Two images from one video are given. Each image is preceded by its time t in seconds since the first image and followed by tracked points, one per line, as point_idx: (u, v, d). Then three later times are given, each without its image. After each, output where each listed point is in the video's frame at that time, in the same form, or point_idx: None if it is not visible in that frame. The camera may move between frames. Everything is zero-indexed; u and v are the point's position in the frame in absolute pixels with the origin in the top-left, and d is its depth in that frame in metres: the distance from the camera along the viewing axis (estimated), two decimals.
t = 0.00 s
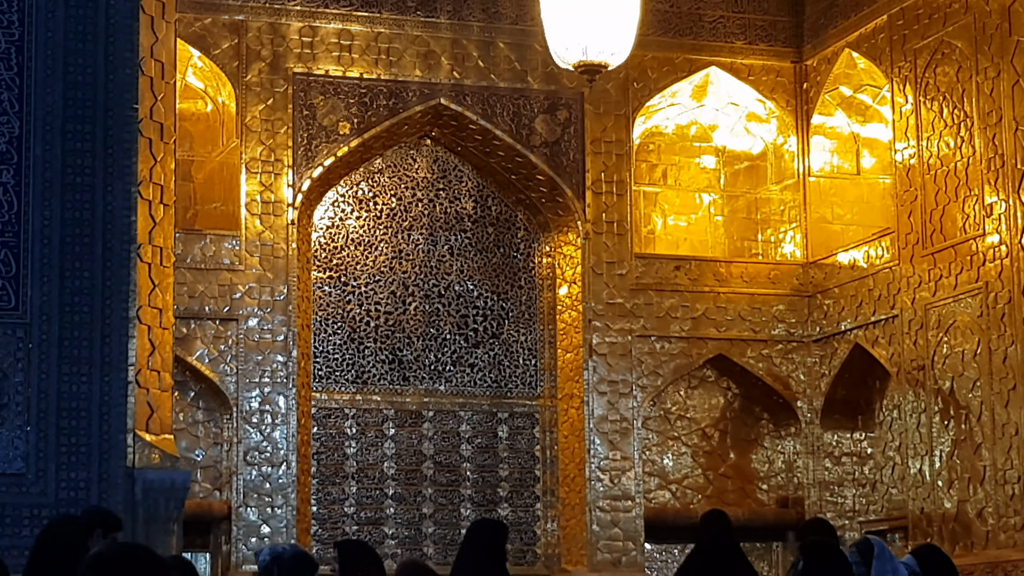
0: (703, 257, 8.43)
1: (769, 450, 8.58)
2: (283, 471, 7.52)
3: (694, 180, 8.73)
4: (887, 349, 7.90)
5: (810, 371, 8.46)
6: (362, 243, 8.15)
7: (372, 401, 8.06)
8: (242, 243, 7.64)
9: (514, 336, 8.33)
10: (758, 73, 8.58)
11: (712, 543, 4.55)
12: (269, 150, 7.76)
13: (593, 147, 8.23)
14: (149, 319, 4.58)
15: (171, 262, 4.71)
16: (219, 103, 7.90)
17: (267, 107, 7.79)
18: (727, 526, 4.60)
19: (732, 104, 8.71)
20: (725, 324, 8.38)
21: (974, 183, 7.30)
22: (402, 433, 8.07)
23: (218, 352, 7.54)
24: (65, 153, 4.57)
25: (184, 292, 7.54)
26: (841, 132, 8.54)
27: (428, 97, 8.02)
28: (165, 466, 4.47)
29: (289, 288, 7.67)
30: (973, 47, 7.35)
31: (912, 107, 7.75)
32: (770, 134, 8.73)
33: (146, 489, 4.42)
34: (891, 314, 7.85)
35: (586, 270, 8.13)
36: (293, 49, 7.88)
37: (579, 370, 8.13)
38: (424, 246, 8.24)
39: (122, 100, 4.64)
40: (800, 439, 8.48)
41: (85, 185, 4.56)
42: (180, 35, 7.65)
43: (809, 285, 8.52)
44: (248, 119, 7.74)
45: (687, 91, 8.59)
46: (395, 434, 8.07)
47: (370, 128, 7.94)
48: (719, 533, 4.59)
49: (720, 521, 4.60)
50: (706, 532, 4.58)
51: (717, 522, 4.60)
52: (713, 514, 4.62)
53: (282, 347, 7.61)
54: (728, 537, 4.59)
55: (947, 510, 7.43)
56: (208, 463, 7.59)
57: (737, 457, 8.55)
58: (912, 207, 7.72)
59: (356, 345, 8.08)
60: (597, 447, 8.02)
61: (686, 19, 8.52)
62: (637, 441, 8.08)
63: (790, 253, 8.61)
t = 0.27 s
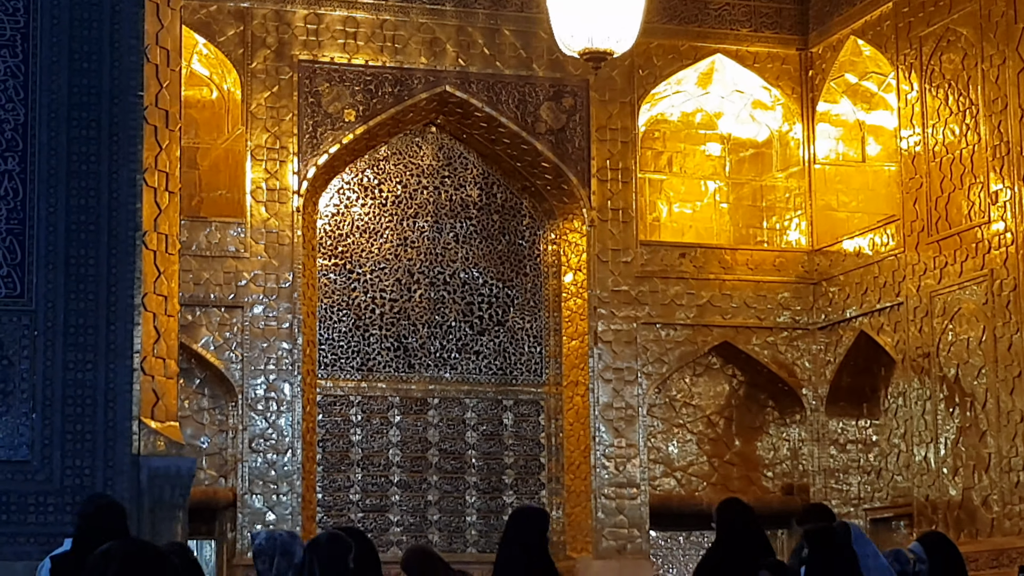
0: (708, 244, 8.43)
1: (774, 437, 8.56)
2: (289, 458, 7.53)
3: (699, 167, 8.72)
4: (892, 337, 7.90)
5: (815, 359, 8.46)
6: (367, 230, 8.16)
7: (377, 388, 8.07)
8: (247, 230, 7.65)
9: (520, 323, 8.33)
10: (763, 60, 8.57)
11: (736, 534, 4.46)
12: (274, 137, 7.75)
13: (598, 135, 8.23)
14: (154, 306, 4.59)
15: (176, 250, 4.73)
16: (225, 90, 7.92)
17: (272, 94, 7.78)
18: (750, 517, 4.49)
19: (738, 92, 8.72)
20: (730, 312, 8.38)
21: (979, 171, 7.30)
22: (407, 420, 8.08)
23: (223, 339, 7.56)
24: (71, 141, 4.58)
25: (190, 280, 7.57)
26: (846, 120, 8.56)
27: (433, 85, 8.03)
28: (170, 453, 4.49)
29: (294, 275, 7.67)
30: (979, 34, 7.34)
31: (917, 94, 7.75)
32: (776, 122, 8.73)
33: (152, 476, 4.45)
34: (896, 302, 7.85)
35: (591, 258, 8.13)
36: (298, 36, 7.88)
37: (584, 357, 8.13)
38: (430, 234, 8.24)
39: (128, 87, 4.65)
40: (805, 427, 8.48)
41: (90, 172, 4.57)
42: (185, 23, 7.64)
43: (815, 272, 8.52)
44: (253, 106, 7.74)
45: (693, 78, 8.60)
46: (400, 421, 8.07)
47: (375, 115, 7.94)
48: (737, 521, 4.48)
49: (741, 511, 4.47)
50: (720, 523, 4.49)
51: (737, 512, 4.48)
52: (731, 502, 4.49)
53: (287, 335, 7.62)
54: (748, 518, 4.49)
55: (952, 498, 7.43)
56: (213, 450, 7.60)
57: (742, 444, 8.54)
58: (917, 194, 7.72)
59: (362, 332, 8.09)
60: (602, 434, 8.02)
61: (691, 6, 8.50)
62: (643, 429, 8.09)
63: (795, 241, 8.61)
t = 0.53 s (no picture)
0: (710, 236, 8.43)
1: (776, 429, 8.57)
2: (291, 449, 7.54)
3: (701, 159, 8.68)
4: (894, 329, 7.90)
5: (817, 350, 8.46)
6: (369, 221, 8.16)
7: (380, 379, 8.07)
8: (250, 222, 7.65)
9: (522, 315, 8.33)
10: (766, 52, 8.59)
11: (752, 522, 4.40)
12: (276, 129, 7.76)
13: (601, 126, 8.24)
14: (157, 298, 4.64)
15: (178, 242, 4.75)
16: (227, 81, 7.90)
17: (275, 85, 7.79)
18: (764, 511, 4.42)
19: (740, 84, 8.70)
20: (733, 303, 8.38)
21: (982, 162, 7.31)
22: (410, 412, 8.08)
23: (226, 330, 7.56)
24: (73, 132, 4.65)
25: (192, 271, 7.57)
26: (848, 112, 8.53)
27: (435, 76, 8.03)
28: (172, 444, 4.55)
29: (297, 267, 7.67)
30: (982, 25, 7.35)
31: (920, 86, 7.75)
32: (778, 114, 8.73)
33: (154, 468, 4.50)
34: (898, 293, 7.85)
35: (593, 249, 8.14)
36: (300, 28, 7.89)
37: (586, 348, 8.13)
38: (432, 225, 8.24)
39: (131, 79, 4.73)
40: (807, 419, 8.48)
41: (93, 164, 4.65)
42: (188, 14, 7.64)
43: (817, 264, 8.51)
44: (256, 97, 7.74)
45: (695, 69, 8.57)
46: (402, 412, 8.07)
47: (378, 107, 7.94)
48: (749, 511, 4.43)
49: (754, 504, 4.41)
50: (734, 515, 4.42)
51: (751, 502, 4.42)
52: (743, 494, 4.44)
53: (290, 326, 7.62)
54: (762, 510, 4.42)
55: (954, 489, 7.44)
56: (216, 442, 7.60)
57: (744, 436, 8.54)
58: (919, 186, 7.72)
59: (364, 324, 8.09)
60: (604, 426, 8.03)
61: None
62: (645, 420, 8.10)
63: (797, 233, 8.60)
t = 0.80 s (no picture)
0: (711, 227, 8.43)
1: (778, 420, 8.56)
2: (292, 440, 7.55)
3: (702, 150, 8.68)
4: (896, 320, 7.90)
5: (819, 342, 8.45)
6: (371, 212, 8.16)
7: (381, 370, 8.07)
8: (252, 212, 7.65)
9: (523, 306, 8.32)
10: (768, 43, 8.58)
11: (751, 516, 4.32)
12: (278, 120, 7.76)
13: (602, 117, 8.24)
14: (158, 289, 4.80)
15: (179, 232, 4.94)
16: (229, 72, 7.89)
17: (277, 76, 7.79)
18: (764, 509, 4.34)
19: (742, 75, 8.69)
20: (734, 294, 8.38)
21: (983, 154, 7.31)
22: (411, 402, 8.08)
23: (227, 321, 7.56)
24: (74, 123, 4.82)
25: (194, 261, 7.56)
26: (850, 103, 8.58)
27: (438, 66, 8.02)
28: (173, 435, 4.69)
29: (298, 257, 7.68)
30: (984, 17, 7.37)
31: (921, 78, 7.76)
32: (780, 104, 8.71)
33: (155, 458, 4.66)
34: (900, 285, 7.84)
35: (595, 240, 8.14)
36: (302, 18, 7.89)
37: (587, 339, 8.14)
38: (433, 216, 8.24)
39: (132, 70, 4.89)
40: (809, 410, 8.48)
41: (94, 155, 4.81)
42: (189, 4, 7.64)
43: (819, 255, 8.51)
44: (257, 88, 7.74)
45: (697, 61, 8.58)
46: (404, 403, 8.07)
47: (379, 98, 7.93)
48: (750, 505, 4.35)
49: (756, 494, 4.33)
50: (736, 504, 4.34)
51: (751, 495, 4.35)
52: (746, 485, 4.36)
53: (291, 317, 7.63)
54: (761, 503, 4.36)
55: (955, 481, 7.44)
56: (217, 432, 7.59)
57: (745, 427, 8.54)
58: (921, 177, 7.73)
59: (366, 315, 8.09)
60: (606, 417, 8.05)
61: None
62: (646, 411, 8.11)
63: (799, 224, 8.61)
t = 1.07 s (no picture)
0: (712, 219, 8.42)
1: (778, 412, 8.58)
2: (292, 432, 7.55)
3: (703, 142, 8.66)
4: (896, 312, 7.90)
5: (819, 334, 8.46)
6: (371, 204, 8.15)
7: (381, 361, 8.07)
8: (252, 204, 7.65)
9: (523, 298, 8.32)
10: (769, 35, 8.59)
11: (741, 505, 4.35)
12: (278, 111, 7.76)
13: (603, 109, 8.24)
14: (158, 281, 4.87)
15: (179, 224, 5.00)
16: (230, 63, 7.89)
17: (277, 67, 7.78)
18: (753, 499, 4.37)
19: (744, 67, 8.69)
20: (734, 286, 8.38)
21: (984, 146, 7.30)
22: (411, 394, 8.09)
23: (228, 313, 7.56)
24: (75, 113, 4.85)
25: (195, 253, 7.56)
26: (851, 96, 8.58)
27: (438, 59, 8.03)
28: (173, 426, 4.75)
29: (299, 249, 7.68)
30: (985, 9, 7.37)
31: (923, 70, 7.77)
32: (782, 97, 8.71)
33: (155, 449, 4.70)
34: (901, 277, 7.84)
35: (595, 232, 8.13)
36: (303, 10, 7.88)
37: (588, 332, 8.13)
38: (434, 208, 8.23)
39: (133, 60, 4.94)
40: (809, 402, 8.48)
41: (95, 146, 4.85)
42: None
43: (819, 248, 8.51)
44: (258, 79, 7.74)
45: (698, 53, 8.57)
46: (405, 395, 8.08)
47: (380, 89, 7.94)
48: (739, 496, 4.36)
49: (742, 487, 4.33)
50: (727, 497, 4.35)
51: (740, 485, 4.34)
52: (734, 476, 4.34)
53: (292, 308, 7.63)
54: (749, 494, 4.37)
55: (955, 473, 7.45)
56: (218, 424, 7.60)
57: (745, 419, 8.55)
58: (922, 169, 7.73)
59: (366, 306, 8.09)
60: (606, 409, 8.03)
61: None
62: (646, 403, 8.10)
63: (800, 216, 8.60)
